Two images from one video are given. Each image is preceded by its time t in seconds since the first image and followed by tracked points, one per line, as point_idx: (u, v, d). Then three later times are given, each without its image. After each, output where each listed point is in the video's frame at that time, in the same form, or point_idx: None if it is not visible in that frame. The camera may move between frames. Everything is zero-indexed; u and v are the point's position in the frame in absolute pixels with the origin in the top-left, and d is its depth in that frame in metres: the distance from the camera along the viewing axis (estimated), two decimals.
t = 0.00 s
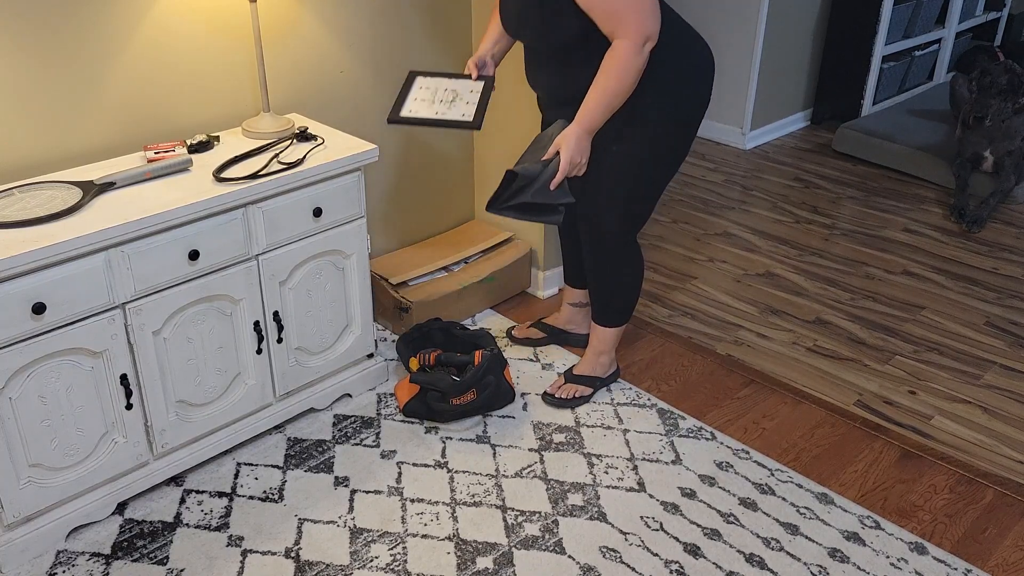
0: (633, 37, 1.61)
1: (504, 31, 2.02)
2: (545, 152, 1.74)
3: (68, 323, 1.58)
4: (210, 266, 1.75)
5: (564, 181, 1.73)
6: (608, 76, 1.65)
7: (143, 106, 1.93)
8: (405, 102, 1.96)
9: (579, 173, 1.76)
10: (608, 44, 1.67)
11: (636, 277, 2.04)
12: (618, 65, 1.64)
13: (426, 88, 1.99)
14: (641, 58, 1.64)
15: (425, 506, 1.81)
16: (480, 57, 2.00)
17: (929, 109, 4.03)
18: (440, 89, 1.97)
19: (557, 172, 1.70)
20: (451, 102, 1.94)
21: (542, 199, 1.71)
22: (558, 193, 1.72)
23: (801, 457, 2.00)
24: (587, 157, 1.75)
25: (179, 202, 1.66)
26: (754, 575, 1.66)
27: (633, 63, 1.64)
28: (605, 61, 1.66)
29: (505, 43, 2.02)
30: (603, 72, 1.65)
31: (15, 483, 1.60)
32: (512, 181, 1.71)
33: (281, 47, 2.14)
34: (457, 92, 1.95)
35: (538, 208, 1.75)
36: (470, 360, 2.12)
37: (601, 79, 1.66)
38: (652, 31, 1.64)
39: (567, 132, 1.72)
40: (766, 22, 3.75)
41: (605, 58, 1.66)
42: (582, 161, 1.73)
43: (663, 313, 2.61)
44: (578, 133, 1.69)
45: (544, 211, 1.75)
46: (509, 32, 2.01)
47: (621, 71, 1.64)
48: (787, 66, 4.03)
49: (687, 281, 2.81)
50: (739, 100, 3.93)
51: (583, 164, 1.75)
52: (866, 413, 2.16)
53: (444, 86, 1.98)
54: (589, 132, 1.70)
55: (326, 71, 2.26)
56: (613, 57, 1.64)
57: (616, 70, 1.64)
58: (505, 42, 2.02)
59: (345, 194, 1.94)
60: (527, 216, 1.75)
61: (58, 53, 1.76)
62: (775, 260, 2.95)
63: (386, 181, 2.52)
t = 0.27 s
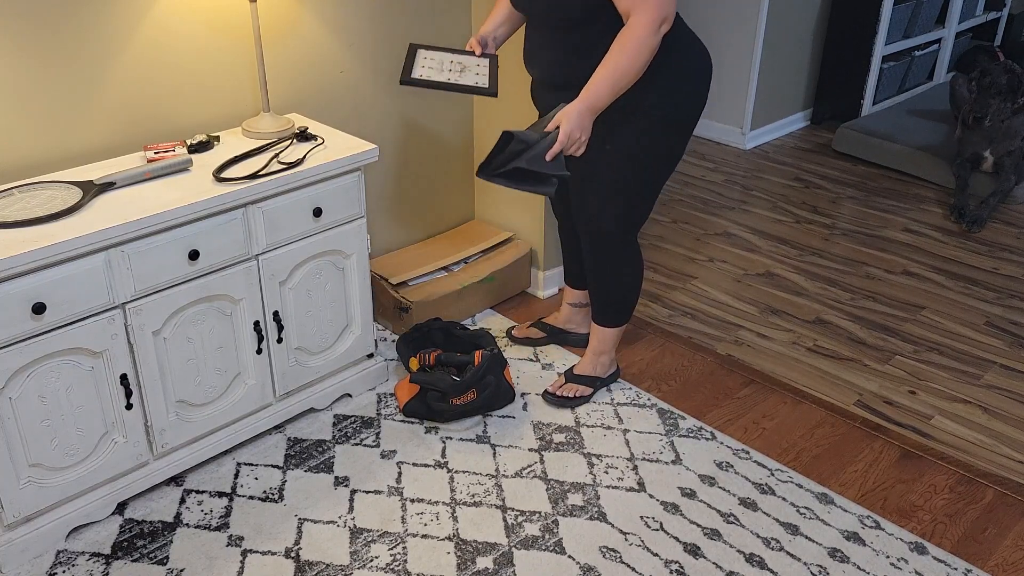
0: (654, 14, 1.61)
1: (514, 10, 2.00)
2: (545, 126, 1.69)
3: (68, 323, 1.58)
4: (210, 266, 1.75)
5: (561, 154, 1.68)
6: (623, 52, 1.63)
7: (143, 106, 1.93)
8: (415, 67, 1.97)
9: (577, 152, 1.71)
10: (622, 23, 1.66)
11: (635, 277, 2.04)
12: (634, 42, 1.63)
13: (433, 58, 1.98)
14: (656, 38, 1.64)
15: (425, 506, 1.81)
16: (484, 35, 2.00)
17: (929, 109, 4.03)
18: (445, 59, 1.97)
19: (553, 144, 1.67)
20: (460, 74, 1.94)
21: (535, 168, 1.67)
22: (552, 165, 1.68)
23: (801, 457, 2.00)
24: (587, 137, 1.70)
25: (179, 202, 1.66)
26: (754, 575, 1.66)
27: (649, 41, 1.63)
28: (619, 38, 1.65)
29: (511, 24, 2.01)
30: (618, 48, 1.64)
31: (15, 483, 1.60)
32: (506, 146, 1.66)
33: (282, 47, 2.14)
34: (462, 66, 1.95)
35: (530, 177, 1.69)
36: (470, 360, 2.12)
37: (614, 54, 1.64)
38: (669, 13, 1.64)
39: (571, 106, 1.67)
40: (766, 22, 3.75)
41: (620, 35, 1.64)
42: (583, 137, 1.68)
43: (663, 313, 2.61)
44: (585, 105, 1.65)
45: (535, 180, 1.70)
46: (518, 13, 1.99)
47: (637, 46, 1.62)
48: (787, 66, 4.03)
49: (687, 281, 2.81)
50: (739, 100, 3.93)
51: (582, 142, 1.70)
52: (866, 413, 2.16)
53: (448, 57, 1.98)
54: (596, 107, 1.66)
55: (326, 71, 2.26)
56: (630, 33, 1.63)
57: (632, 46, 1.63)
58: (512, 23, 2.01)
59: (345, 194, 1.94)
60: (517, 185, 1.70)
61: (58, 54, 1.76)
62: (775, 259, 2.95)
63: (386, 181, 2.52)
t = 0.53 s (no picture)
0: (665, 9, 1.62)
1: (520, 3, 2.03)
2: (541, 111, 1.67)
3: (68, 323, 1.58)
4: (210, 266, 1.75)
5: (550, 138, 1.65)
6: (630, 44, 1.63)
7: (143, 106, 1.93)
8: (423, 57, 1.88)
9: (570, 141, 1.68)
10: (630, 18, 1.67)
11: (636, 276, 2.04)
12: (642, 34, 1.62)
13: (439, 50, 1.93)
14: (664, 34, 1.64)
15: (425, 506, 1.81)
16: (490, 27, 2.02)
17: (929, 109, 4.03)
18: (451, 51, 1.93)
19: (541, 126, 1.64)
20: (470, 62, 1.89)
21: (517, 145, 1.64)
22: (538, 147, 1.63)
23: (801, 457, 2.00)
24: (582, 127, 1.68)
25: (179, 202, 1.66)
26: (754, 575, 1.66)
27: (657, 36, 1.63)
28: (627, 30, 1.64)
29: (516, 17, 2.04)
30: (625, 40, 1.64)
31: (15, 483, 1.60)
32: (494, 121, 1.72)
33: (282, 47, 2.14)
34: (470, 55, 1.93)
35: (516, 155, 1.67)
36: (469, 360, 2.12)
37: (620, 45, 1.64)
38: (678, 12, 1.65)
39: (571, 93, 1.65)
40: (766, 22, 3.75)
41: (628, 28, 1.64)
42: (580, 126, 1.66)
43: (663, 313, 2.61)
44: (586, 92, 1.64)
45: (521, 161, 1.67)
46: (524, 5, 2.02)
47: (644, 39, 1.62)
48: (787, 66, 4.03)
49: (687, 281, 2.81)
50: (739, 100, 3.93)
51: (576, 131, 1.67)
52: (866, 413, 2.16)
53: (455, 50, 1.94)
54: (596, 96, 1.64)
55: (326, 70, 2.26)
56: (637, 26, 1.63)
57: (639, 38, 1.62)
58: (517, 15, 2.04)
59: (345, 194, 1.94)
60: (503, 163, 1.70)
61: (59, 54, 1.76)
62: (775, 259, 2.95)
63: (386, 181, 2.52)
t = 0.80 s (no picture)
0: (672, 12, 1.62)
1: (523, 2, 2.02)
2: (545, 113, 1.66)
3: (67, 323, 1.58)
4: (210, 266, 1.75)
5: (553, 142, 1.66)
6: (636, 46, 1.63)
7: (143, 106, 1.93)
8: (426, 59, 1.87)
9: (574, 143, 1.67)
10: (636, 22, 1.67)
11: (636, 277, 2.04)
12: (649, 36, 1.62)
13: (442, 51, 1.92)
14: (670, 38, 1.64)
15: (425, 506, 1.81)
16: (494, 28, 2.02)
17: (929, 109, 4.03)
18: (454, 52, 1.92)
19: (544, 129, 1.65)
20: (474, 64, 1.89)
21: (519, 148, 1.65)
22: (540, 150, 1.65)
23: (801, 457, 2.00)
24: (587, 130, 1.67)
25: (179, 202, 1.66)
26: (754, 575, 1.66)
27: (664, 39, 1.63)
28: (634, 32, 1.64)
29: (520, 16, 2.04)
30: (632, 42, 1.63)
31: (14, 483, 1.60)
32: (496, 124, 1.72)
33: (282, 47, 2.14)
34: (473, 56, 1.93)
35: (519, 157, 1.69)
36: (470, 360, 2.12)
37: (627, 47, 1.63)
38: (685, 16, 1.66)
39: (577, 95, 1.65)
40: (766, 22, 3.75)
41: (635, 30, 1.64)
42: (584, 128, 1.65)
43: (663, 313, 2.61)
44: (592, 93, 1.63)
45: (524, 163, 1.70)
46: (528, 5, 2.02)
47: (652, 41, 1.62)
48: (788, 66, 4.03)
49: (686, 281, 2.81)
50: (739, 100, 3.93)
51: (580, 134, 1.66)
52: (866, 413, 2.16)
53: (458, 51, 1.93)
54: (602, 97, 1.64)
55: (326, 70, 2.26)
56: (644, 28, 1.63)
57: (647, 40, 1.62)
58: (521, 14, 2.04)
59: (345, 194, 1.94)
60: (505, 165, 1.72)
61: (59, 54, 1.76)
62: (775, 259, 2.95)
63: (386, 180, 2.52)
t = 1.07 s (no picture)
0: (677, 16, 1.62)
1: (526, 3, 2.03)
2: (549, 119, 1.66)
3: (67, 323, 1.58)
4: (210, 266, 1.75)
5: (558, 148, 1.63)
6: (641, 50, 1.63)
7: (143, 106, 1.93)
8: (427, 61, 1.87)
9: (579, 149, 1.67)
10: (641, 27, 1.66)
11: (636, 277, 2.04)
12: (654, 40, 1.62)
13: (444, 53, 1.92)
14: (675, 42, 1.64)
15: (425, 506, 1.81)
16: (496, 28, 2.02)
17: (929, 109, 4.03)
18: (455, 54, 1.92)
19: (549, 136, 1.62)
20: (475, 66, 1.89)
21: (525, 155, 1.62)
22: (545, 156, 1.62)
23: (801, 457, 2.00)
24: (591, 135, 1.67)
25: (179, 202, 1.66)
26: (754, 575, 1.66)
27: (668, 44, 1.63)
28: (638, 37, 1.64)
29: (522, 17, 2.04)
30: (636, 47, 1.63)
31: (15, 483, 1.60)
32: (500, 131, 1.64)
33: (282, 47, 2.14)
34: (473, 58, 1.93)
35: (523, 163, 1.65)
36: (470, 360, 2.12)
37: (631, 52, 1.63)
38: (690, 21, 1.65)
39: (581, 100, 1.64)
40: (766, 22, 3.75)
41: (639, 34, 1.64)
42: (589, 133, 1.65)
43: (663, 313, 2.61)
44: (596, 98, 1.63)
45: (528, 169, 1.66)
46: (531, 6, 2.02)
47: (656, 46, 1.62)
48: (788, 66, 4.03)
49: (686, 281, 2.81)
50: (739, 100, 3.94)
51: (585, 140, 1.66)
52: (866, 413, 2.16)
53: (459, 52, 1.94)
54: (606, 102, 1.63)
55: (326, 70, 2.26)
56: (648, 33, 1.63)
57: (651, 45, 1.62)
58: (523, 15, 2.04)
59: (345, 194, 1.94)
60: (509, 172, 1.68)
61: (59, 54, 1.76)
62: (775, 260, 2.95)
63: (387, 180, 2.52)
